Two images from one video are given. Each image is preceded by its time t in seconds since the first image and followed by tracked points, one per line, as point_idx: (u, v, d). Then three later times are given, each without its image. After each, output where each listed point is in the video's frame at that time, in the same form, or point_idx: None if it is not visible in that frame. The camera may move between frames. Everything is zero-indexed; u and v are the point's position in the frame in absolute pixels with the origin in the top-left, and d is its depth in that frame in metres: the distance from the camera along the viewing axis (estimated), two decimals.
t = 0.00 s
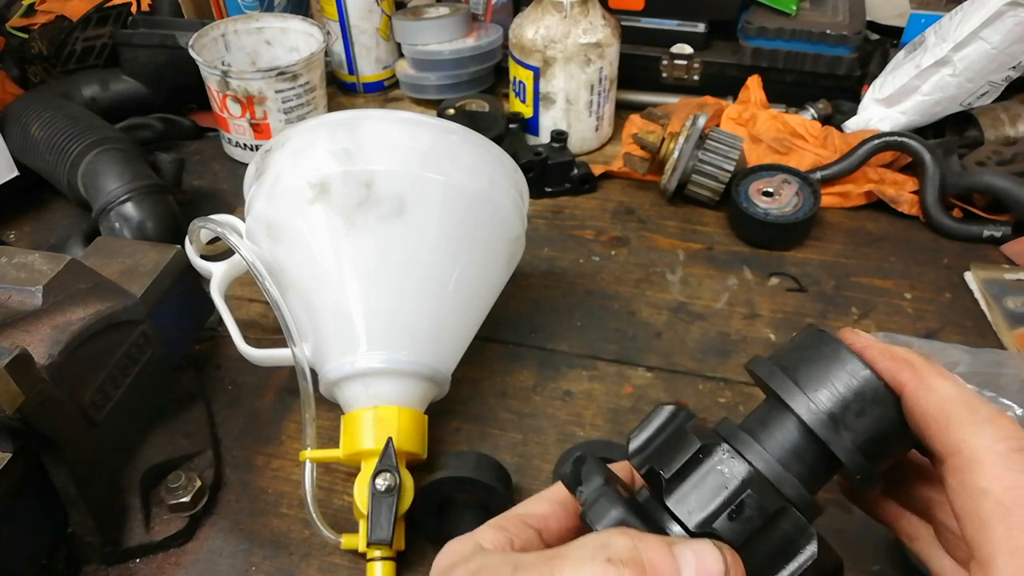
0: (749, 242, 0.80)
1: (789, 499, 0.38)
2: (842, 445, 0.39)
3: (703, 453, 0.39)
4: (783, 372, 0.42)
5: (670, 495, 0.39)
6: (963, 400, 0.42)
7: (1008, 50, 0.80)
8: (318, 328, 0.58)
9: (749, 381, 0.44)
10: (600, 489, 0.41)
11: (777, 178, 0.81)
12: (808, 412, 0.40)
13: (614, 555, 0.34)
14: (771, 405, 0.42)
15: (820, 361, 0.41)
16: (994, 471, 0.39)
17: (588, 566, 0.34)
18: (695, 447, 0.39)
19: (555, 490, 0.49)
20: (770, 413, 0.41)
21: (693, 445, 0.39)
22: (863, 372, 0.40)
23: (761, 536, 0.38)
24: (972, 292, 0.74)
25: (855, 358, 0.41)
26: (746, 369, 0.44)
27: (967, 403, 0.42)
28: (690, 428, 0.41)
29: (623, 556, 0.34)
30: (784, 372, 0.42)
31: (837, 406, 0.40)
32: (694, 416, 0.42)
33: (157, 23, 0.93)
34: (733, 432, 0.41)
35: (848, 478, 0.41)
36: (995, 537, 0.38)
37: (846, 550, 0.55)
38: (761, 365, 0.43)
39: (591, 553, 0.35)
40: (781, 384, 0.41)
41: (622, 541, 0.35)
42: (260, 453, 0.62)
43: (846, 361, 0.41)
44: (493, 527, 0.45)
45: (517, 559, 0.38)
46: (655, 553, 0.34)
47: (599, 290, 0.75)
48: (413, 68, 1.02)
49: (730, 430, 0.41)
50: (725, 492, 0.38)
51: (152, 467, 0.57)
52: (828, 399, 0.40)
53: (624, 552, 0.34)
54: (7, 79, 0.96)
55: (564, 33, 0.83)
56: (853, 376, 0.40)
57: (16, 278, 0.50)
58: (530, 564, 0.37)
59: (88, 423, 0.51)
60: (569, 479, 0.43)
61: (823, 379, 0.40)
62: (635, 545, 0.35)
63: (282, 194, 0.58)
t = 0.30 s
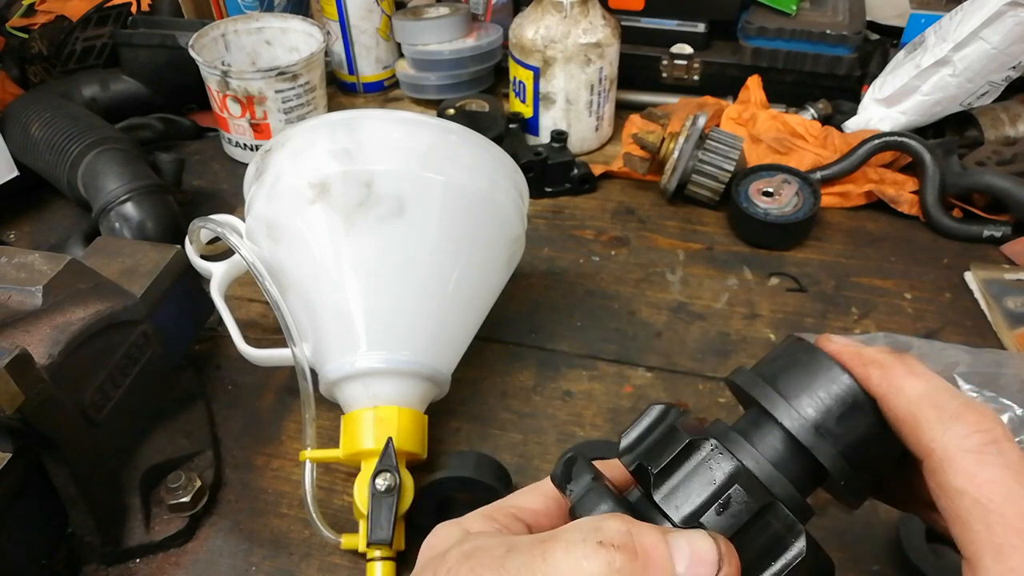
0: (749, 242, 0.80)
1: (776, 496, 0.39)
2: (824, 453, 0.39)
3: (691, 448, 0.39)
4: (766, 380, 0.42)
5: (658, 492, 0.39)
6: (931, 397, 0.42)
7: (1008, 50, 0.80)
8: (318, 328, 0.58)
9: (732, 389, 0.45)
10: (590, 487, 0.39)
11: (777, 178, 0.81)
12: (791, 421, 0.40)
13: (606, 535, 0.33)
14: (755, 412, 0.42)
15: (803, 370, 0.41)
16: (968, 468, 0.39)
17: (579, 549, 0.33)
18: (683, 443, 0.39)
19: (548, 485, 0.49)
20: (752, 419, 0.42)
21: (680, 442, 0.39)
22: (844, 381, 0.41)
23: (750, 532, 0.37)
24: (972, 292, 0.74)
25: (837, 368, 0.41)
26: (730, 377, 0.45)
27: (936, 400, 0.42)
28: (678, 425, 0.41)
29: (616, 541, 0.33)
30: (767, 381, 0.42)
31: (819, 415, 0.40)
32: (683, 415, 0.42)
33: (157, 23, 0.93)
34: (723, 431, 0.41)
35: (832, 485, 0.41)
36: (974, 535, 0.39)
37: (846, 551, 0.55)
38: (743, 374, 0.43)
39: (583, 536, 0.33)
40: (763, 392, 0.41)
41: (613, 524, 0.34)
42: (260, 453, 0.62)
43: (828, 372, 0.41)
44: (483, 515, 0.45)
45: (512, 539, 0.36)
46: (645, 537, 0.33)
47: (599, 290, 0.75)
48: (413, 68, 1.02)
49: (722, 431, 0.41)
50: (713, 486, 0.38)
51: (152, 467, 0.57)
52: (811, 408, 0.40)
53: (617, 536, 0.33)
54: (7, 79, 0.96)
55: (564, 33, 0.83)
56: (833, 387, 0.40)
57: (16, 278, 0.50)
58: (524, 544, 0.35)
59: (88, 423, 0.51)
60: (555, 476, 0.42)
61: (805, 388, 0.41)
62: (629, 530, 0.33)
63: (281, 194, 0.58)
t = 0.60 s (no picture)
0: (749, 242, 0.80)
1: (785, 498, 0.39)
2: (823, 467, 0.39)
3: (702, 446, 0.39)
4: (767, 393, 0.42)
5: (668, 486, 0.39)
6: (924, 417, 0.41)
7: (1008, 50, 0.80)
8: (318, 328, 0.58)
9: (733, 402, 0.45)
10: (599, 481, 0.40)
11: (778, 178, 0.81)
12: (792, 433, 0.40)
13: (616, 526, 0.33)
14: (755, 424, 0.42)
15: (804, 384, 0.42)
16: (962, 489, 0.39)
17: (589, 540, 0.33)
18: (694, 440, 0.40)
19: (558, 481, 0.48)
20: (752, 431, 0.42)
21: (691, 440, 0.40)
22: (845, 396, 0.41)
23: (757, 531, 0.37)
24: (972, 292, 0.74)
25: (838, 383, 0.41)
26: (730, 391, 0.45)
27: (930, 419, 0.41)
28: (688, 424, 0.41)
29: (626, 534, 0.33)
30: (766, 393, 0.42)
31: (820, 428, 0.40)
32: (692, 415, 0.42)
33: (157, 23, 0.93)
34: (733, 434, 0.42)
35: (832, 502, 0.41)
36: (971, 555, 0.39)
37: (845, 551, 0.55)
38: (744, 386, 0.44)
39: (594, 527, 0.33)
40: (763, 404, 0.42)
41: (623, 515, 0.34)
42: (260, 453, 0.62)
43: (828, 387, 0.41)
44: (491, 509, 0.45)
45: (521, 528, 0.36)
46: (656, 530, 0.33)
47: (599, 290, 0.75)
48: (413, 68, 1.02)
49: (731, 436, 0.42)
50: (723, 483, 0.38)
51: (152, 467, 0.57)
52: (812, 422, 0.40)
53: (627, 529, 0.33)
54: (7, 79, 0.96)
55: (564, 33, 0.83)
56: (831, 402, 0.41)
57: (16, 278, 0.50)
58: (535, 533, 0.35)
59: (88, 422, 0.51)
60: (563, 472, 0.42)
61: (806, 402, 0.41)
62: (639, 523, 0.33)
63: (281, 194, 0.58)
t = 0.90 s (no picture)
0: (749, 242, 0.80)
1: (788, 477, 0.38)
2: (822, 443, 0.38)
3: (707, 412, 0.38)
4: (762, 363, 0.40)
5: (664, 448, 0.38)
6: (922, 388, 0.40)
7: (1008, 50, 0.80)
8: (318, 328, 0.58)
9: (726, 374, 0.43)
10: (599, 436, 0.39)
11: (778, 178, 0.81)
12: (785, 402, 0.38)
13: (645, 532, 0.33)
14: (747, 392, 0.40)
15: (800, 356, 0.40)
16: (961, 450, 0.39)
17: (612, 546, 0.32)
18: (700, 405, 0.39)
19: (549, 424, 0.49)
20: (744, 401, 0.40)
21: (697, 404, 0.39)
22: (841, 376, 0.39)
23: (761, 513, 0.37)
24: (972, 292, 0.74)
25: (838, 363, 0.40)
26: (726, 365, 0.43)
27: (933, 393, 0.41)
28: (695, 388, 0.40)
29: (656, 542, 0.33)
30: (761, 367, 0.40)
31: (814, 404, 0.38)
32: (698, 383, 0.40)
33: (157, 23, 0.93)
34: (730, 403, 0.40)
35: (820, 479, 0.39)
36: (970, 538, 0.37)
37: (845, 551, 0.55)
38: (739, 360, 0.42)
39: (621, 534, 0.33)
40: (759, 373, 0.40)
41: (648, 522, 0.34)
42: (260, 453, 0.62)
43: (826, 361, 0.39)
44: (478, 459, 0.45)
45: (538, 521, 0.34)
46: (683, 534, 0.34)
47: (600, 290, 0.75)
48: (413, 68, 1.02)
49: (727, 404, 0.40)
50: (737, 468, 0.37)
51: (152, 467, 0.57)
52: (803, 396, 0.38)
53: (655, 536, 0.33)
54: (7, 79, 0.96)
55: (564, 33, 0.83)
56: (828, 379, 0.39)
57: (16, 278, 0.50)
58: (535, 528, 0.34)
59: (87, 422, 0.51)
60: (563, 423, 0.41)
61: (802, 376, 0.39)
62: (664, 530, 0.34)
63: (282, 194, 0.58)
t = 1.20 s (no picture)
0: (749, 242, 0.80)
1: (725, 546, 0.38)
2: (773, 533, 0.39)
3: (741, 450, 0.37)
4: (797, 446, 0.40)
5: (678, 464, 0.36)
6: (898, 421, 0.45)
7: (1008, 50, 0.80)
8: (318, 328, 0.58)
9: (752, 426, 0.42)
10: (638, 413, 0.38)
11: (777, 178, 0.81)
12: (784, 478, 0.38)
13: (607, 556, 0.35)
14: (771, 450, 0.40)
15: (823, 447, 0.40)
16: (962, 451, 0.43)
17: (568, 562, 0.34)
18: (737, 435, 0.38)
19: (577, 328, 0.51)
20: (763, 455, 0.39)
21: (735, 433, 0.37)
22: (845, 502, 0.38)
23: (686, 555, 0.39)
24: (972, 292, 0.74)
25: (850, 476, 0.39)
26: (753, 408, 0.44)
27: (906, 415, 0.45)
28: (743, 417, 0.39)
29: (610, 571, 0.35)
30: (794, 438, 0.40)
31: (809, 491, 0.38)
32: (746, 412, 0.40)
33: (157, 23, 0.93)
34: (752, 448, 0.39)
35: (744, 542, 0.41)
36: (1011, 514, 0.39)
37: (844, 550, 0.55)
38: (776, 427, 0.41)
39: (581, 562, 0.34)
40: (786, 444, 0.40)
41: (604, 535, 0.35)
42: (260, 453, 0.62)
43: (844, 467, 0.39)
44: (444, 384, 0.43)
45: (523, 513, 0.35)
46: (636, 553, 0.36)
47: (600, 290, 0.75)
48: (413, 68, 1.02)
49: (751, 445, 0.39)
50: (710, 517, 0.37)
51: (152, 468, 0.57)
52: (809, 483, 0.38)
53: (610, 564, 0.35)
54: (7, 79, 0.96)
55: (564, 33, 0.83)
56: (833, 467, 0.39)
57: (16, 278, 0.50)
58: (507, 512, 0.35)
59: (88, 422, 0.51)
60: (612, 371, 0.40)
61: (818, 459, 0.39)
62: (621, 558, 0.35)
63: (281, 194, 0.58)
